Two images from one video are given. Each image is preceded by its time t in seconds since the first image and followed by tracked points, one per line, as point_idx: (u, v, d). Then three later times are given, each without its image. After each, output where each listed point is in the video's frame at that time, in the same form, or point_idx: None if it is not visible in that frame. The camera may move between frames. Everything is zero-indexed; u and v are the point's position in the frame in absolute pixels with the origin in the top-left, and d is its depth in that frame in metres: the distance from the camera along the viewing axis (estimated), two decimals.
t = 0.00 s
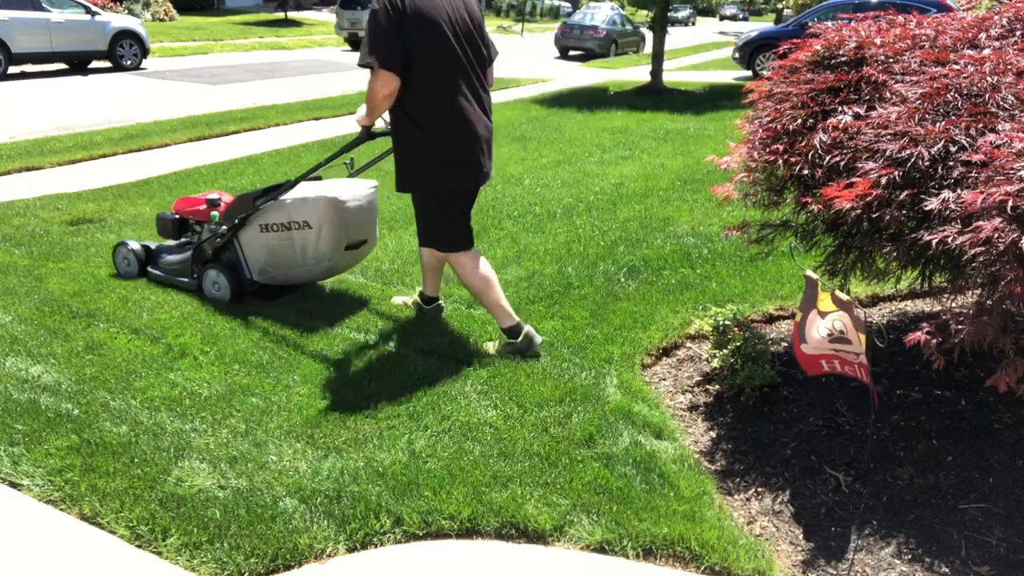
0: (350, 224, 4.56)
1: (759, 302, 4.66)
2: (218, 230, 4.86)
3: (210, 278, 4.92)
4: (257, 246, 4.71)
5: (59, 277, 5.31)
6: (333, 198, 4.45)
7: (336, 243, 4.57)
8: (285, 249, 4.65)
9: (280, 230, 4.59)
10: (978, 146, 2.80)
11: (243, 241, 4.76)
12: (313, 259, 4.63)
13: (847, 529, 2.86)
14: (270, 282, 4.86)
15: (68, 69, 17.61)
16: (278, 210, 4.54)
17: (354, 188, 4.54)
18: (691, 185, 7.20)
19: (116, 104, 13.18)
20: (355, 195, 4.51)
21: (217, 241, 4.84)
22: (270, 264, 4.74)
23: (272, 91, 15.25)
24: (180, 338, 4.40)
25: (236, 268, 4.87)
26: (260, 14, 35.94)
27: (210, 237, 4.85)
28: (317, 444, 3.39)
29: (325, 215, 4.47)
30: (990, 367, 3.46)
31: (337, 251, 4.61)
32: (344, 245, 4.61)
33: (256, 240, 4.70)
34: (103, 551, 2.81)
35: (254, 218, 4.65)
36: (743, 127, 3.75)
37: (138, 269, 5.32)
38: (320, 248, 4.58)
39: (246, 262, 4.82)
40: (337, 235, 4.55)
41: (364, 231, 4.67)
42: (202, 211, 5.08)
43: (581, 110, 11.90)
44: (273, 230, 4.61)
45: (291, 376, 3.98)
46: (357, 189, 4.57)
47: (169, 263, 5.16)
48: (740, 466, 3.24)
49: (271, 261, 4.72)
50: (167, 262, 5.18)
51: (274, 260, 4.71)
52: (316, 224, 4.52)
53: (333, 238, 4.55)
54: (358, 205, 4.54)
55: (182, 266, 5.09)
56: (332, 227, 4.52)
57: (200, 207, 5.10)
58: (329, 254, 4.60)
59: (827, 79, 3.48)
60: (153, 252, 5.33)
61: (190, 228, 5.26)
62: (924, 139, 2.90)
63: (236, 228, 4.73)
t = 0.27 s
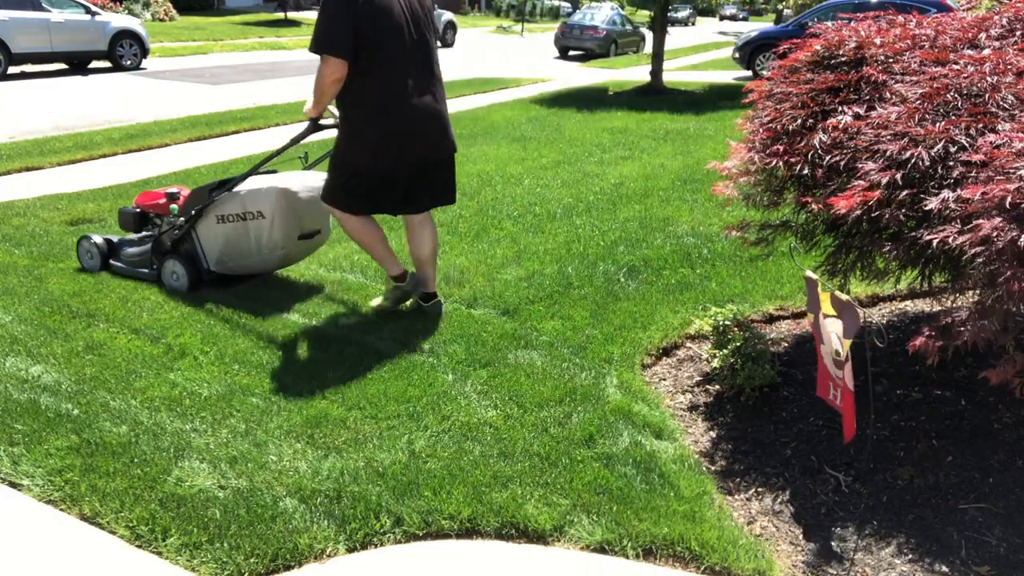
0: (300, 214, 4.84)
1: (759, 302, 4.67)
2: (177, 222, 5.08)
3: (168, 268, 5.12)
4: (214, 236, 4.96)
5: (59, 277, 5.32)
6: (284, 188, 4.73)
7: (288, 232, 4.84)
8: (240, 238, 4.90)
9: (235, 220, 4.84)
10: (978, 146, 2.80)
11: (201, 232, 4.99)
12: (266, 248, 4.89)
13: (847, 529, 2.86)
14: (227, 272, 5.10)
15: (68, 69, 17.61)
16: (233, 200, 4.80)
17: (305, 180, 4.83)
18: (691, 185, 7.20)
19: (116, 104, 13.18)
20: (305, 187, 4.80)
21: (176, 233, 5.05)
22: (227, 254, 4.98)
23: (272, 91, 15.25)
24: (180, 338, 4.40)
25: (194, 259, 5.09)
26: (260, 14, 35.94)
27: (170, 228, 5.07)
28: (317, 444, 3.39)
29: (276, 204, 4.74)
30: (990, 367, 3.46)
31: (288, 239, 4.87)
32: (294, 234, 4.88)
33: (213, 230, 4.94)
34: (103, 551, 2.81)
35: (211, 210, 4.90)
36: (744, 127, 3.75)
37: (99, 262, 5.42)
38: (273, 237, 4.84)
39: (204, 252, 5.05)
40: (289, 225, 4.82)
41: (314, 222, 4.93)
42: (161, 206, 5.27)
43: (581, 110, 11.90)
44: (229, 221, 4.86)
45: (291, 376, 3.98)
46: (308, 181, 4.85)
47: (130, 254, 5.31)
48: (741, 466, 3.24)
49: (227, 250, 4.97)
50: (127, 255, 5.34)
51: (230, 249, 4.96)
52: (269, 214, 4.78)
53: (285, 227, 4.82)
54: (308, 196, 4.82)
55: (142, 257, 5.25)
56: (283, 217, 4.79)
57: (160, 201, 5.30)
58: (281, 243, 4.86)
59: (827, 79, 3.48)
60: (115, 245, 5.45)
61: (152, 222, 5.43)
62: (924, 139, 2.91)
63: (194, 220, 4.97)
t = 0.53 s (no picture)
0: (245, 199, 4.84)
1: (759, 302, 4.67)
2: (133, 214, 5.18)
3: (127, 260, 5.23)
4: (165, 226, 5.03)
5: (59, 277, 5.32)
6: (225, 175, 4.74)
7: (234, 216, 4.87)
8: (190, 226, 4.96)
9: (183, 209, 4.90)
10: (978, 146, 2.80)
11: (154, 223, 5.07)
12: (215, 234, 4.95)
13: (847, 529, 2.86)
14: (183, 260, 5.17)
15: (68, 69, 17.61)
16: (180, 189, 4.86)
17: (249, 166, 4.83)
18: (691, 185, 7.20)
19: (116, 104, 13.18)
20: (250, 171, 4.81)
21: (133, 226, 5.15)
22: (180, 242, 5.04)
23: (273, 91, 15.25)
24: (180, 338, 4.40)
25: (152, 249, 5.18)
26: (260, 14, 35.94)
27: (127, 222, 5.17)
28: (317, 444, 3.39)
29: (218, 190, 4.77)
30: (990, 367, 3.46)
31: (236, 224, 4.91)
32: (241, 219, 4.90)
33: (165, 220, 5.01)
34: (104, 551, 2.81)
35: (161, 200, 4.97)
36: (743, 127, 3.75)
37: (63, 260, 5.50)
38: (219, 223, 4.89)
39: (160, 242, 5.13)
40: (235, 210, 4.85)
41: (262, 206, 4.94)
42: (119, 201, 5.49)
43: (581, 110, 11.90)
44: (178, 210, 4.93)
45: (291, 376, 3.98)
46: (253, 167, 4.85)
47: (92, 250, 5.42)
48: (741, 466, 3.24)
49: (179, 239, 5.04)
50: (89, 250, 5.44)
51: (182, 238, 5.03)
52: (214, 199, 4.81)
53: (230, 212, 4.85)
54: (251, 181, 4.81)
55: (103, 252, 5.37)
56: (227, 202, 4.81)
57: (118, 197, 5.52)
58: (229, 228, 4.91)
59: (827, 79, 3.48)
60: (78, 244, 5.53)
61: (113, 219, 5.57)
62: (924, 140, 2.91)
63: (147, 211, 5.05)
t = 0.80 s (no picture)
0: (202, 195, 5.04)
1: (759, 302, 4.67)
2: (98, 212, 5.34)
3: (93, 256, 5.36)
4: (129, 222, 5.21)
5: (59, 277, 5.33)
6: (182, 171, 4.94)
7: (191, 211, 5.06)
8: (152, 222, 5.15)
9: (145, 205, 5.09)
10: (978, 146, 2.80)
11: (118, 219, 5.24)
12: (175, 229, 5.14)
13: (847, 529, 2.86)
14: (149, 254, 5.34)
15: (68, 70, 17.61)
16: (140, 186, 5.06)
17: (205, 162, 5.02)
18: (691, 185, 7.20)
19: (116, 104, 13.18)
20: (204, 167, 5.00)
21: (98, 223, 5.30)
22: (144, 238, 5.22)
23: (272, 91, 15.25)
24: (180, 338, 4.40)
25: (116, 246, 5.33)
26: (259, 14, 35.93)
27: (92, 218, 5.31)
28: (317, 444, 3.39)
29: (176, 186, 4.97)
30: (990, 367, 3.46)
31: (194, 219, 5.10)
32: (200, 213, 5.10)
33: (128, 216, 5.19)
34: (104, 551, 2.81)
35: (123, 197, 5.16)
36: (744, 127, 3.75)
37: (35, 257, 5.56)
38: (179, 218, 5.08)
39: (123, 238, 5.29)
40: (191, 204, 5.04)
41: (220, 201, 5.13)
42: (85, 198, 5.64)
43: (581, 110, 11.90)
44: (139, 207, 5.12)
45: (291, 376, 3.98)
46: (209, 162, 5.05)
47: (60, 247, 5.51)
48: (741, 466, 3.24)
49: (142, 235, 5.21)
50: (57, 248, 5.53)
51: (144, 233, 5.20)
52: (172, 195, 5.02)
53: (189, 207, 5.05)
54: (207, 177, 5.01)
55: (71, 249, 5.47)
56: (185, 198, 5.01)
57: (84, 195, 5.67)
58: (188, 222, 5.10)
59: (827, 79, 3.48)
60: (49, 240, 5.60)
61: (79, 217, 5.77)
62: (924, 139, 2.91)
63: (111, 208, 5.24)
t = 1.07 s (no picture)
0: (165, 188, 5.15)
1: (759, 302, 4.67)
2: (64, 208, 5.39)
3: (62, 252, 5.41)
4: (95, 218, 5.27)
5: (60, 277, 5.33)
6: (145, 166, 5.04)
7: (156, 203, 5.18)
8: (118, 216, 5.24)
9: (110, 200, 5.18)
10: (978, 146, 2.80)
11: (84, 215, 5.30)
12: (140, 222, 5.26)
13: (847, 529, 2.86)
14: (115, 249, 5.42)
15: (68, 70, 17.61)
16: (104, 181, 5.14)
17: (167, 156, 5.12)
18: (691, 185, 7.20)
19: (116, 104, 13.19)
20: (166, 159, 5.12)
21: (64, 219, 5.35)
22: (110, 233, 5.30)
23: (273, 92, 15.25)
24: (179, 338, 4.40)
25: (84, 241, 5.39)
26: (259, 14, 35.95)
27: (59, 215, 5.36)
28: (316, 445, 3.39)
29: (140, 181, 5.06)
30: (990, 366, 3.46)
31: (159, 211, 5.22)
32: (163, 206, 5.22)
33: (93, 212, 5.26)
34: (104, 551, 2.81)
35: (88, 192, 5.23)
36: (743, 127, 3.75)
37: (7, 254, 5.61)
38: (144, 211, 5.20)
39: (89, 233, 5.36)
40: (156, 195, 5.15)
41: (183, 192, 5.25)
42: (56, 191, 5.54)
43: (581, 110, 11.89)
44: (105, 200, 5.20)
45: (291, 376, 3.97)
46: (170, 156, 5.15)
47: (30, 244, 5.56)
48: (740, 466, 3.24)
49: (108, 229, 5.29)
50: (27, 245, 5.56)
51: (111, 227, 5.29)
52: (137, 187, 5.12)
53: (153, 200, 5.16)
54: (169, 170, 5.11)
55: (41, 245, 5.52)
56: (150, 192, 5.12)
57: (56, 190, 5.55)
58: (152, 215, 5.22)
59: (827, 79, 3.48)
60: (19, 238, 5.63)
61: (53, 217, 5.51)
62: (924, 139, 2.91)
63: (76, 204, 5.30)
